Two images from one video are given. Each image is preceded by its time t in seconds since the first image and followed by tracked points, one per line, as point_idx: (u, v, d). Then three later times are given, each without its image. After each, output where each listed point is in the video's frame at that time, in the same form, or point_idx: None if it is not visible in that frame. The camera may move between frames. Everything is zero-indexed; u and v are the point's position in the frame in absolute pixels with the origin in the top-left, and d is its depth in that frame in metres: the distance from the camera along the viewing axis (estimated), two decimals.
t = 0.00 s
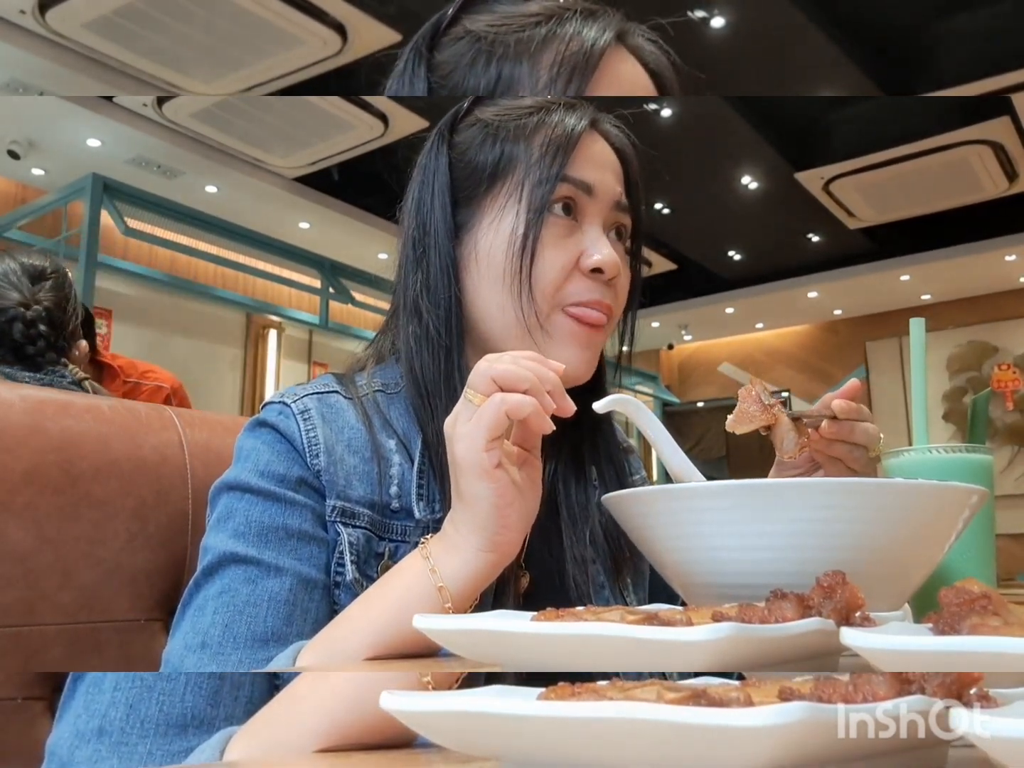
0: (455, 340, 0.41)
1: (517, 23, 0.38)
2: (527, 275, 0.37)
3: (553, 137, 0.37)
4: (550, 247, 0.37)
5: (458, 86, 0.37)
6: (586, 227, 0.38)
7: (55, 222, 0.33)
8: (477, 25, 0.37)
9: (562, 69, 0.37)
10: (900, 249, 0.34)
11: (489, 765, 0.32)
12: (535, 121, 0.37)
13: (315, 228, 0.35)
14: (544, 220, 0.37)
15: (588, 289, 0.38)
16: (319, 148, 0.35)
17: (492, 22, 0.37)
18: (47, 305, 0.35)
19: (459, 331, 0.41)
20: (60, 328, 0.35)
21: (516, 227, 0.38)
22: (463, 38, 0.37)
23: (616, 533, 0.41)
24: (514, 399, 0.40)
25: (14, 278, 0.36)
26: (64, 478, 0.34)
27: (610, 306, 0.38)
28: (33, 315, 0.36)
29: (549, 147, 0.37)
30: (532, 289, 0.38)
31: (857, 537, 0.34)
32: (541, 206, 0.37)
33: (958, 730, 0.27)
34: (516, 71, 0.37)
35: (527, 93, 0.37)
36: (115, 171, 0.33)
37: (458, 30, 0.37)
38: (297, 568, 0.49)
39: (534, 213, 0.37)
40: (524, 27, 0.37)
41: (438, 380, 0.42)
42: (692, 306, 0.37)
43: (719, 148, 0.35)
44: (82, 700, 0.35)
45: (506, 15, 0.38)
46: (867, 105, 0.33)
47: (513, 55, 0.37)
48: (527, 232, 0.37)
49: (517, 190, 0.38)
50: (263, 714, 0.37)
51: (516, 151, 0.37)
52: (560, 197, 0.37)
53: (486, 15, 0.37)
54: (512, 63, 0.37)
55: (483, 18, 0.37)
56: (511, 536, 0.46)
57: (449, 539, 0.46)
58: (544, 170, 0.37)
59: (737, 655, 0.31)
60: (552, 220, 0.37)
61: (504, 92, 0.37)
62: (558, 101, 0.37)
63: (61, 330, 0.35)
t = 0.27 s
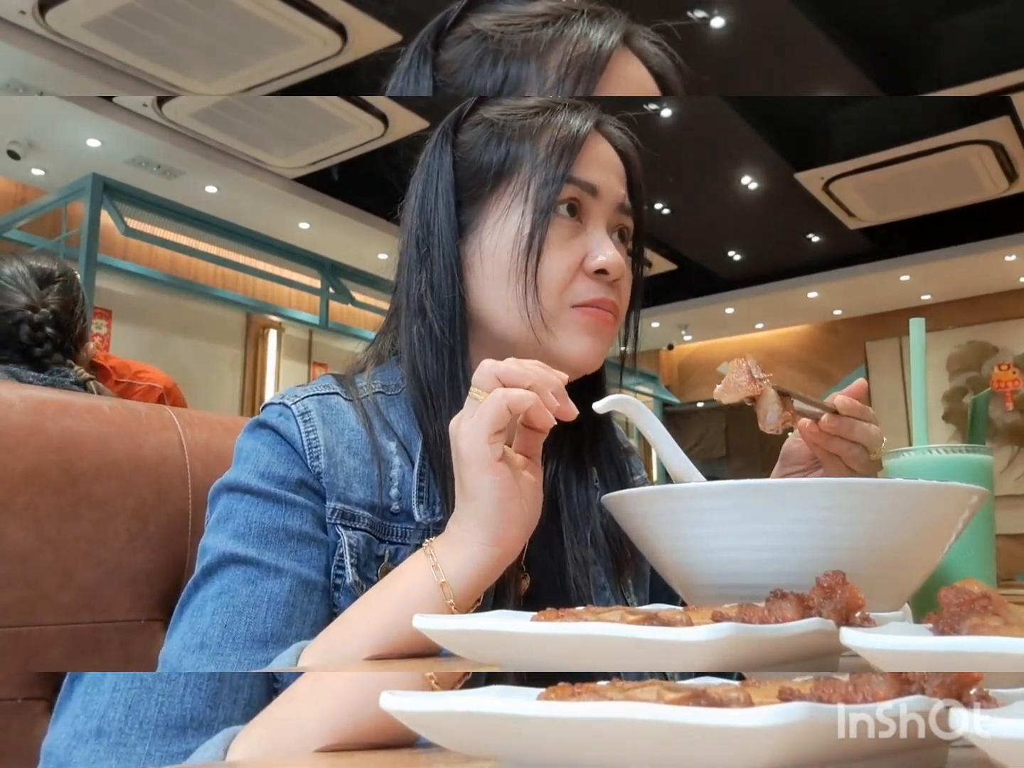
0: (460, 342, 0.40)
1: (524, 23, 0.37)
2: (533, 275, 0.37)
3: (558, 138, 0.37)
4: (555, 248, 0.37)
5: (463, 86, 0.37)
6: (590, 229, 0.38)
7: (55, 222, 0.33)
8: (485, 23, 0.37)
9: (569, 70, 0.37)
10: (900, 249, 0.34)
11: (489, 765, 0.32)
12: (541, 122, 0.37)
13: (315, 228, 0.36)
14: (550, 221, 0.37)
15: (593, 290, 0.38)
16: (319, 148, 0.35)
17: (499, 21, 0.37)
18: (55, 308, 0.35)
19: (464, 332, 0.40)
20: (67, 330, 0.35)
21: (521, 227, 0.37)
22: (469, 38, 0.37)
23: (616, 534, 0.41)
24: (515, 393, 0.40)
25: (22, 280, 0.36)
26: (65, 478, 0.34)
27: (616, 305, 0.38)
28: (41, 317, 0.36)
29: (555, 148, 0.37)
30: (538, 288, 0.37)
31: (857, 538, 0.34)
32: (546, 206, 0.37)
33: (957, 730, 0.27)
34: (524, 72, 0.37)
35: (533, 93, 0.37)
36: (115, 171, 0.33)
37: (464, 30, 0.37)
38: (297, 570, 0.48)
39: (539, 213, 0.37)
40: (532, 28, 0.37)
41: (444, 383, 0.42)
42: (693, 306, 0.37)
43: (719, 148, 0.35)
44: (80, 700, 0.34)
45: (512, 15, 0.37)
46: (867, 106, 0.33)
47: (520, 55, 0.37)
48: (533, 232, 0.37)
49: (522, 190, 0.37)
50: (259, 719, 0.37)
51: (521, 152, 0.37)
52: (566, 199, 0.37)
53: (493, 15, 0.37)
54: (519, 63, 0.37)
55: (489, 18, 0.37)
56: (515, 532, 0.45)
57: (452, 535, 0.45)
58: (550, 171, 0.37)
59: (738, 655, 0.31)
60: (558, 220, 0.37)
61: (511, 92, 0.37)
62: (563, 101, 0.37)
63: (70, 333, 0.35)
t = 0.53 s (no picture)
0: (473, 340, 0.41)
1: (537, 19, 0.37)
2: (551, 276, 0.38)
3: (572, 137, 0.37)
4: (574, 247, 0.38)
5: (475, 84, 0.37)
6: (604, 230, 0.38)
7: (55, 222, 0.33)
8: (500, 18, 0.37)
9: (588, 69, 0.37)
10: (899, 249, 0.34)
11: (490, 765, 0.32)
12: (555, 121, 0.38)
13: (315, 228, 0.36)
14: (568, 222, 0.38)
15: (608, 289, 0.38)
16: (319, 148, 0.35)
17: (510, 16, 0.37)
18: (47, 312, 0.35)
19: (478, 330, 0.41)
20: (57, 335, 0.35)
21: (539, 227, 0.38)
22: (481, 34, 0.37)
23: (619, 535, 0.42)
24: (519, 388, 0.42)
25: (17, 286, 0.36)
26: (64, 478, 0.34)
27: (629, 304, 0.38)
28: (33, 323, 0.36)
29: (568, 148, 0.38)
30: (557, 288, 0.38)
31: (858, 537, 0.34)
32: (563, 206, 0.38)
33: (957, 730, 0.27)
34: (541, 70, 0.37)
35: (550, 91, 0.37)
36: (115, 172, 0.33)
37: (473, 27, 0.36)
38: (297, 572, 0.49)
39: (556, 213, 0.38)
40: (547, 26, 0.37)
41: (453, 381, 0.42)
42: (692, 306, 0.37)
43: (720, 148, 0.35)
44: (76, 698, 0.34)
45: (525, 12, 0.37)
46: (867, 107, 0.33)
47: (538, 52, 0.37)
48: (551, 232, 0.38)
49: (538, 190, 0.38)
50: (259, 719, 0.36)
51: (535, 151, 0.38)
52: (583, 201, 0.38)
53: (504, 11, 0.37)
54: (535, 60, 0.37)
55: (501, 14, 0.37)
56: (519, 527, 0.46)
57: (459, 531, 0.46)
58: (564, 171, 0.38)
59: (737, 655, 0.31)
60: (574, 221, 0.38)
61: (528, 91, 0.37)
62: (576, 100, 0.37)
63: (60, 338, 0.35)
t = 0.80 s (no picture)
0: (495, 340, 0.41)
1: (561, 18, 0.38)
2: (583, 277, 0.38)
3: (593, 135, 0.38)
4: (602, 247, 0.38)
5: (498, 86, 0.37)
6: (630, 229, 0.38)
7: (55, 222, 0.33)
8: (524, 18, 0.37)
9: (618, 67, 0.37)
10: (897, 250, 0.34)
11: (489, 765, 0.32)
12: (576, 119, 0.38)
13: (315, 228, 0.36)
14: (595, 220, 0.38)
15: (635, 289, 0.38)
16: (319, 148, 0.35)
17: (533, 14, 0.37)
18: (20, 321, 0.35)
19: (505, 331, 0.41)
20: (34, 344, 0.35)
21: (568, 227, 0.38)
22: (504, 34, 0.37)
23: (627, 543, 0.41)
24: (523, 389, 0.43)
25: None
26: (64, 478, 0.34)
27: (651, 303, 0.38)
28: (4, 335, 0.35)
29: (591, 147, 0.38)
30: (588, 291, 0.38)
31: (858, 537, 0.34)
32: (589, 205, 0.38)
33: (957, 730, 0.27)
34: (571, 68, 0.37)
35: (581, 90, 0.38)
36: (115, 171, 0.33)
37: (497, 27, 0.37)
38: (303, 577, 0.48)
39: (583, 213, 0.38)
40: (572, 24, 0.37)
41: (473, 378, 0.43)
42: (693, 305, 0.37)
43: (720, 148, 0.35)
44: (80, 695, 0.35)
45: (550, 11, 0.38)
46: (872, 105, 0.32)
47: (568, 50, 0.37)
48: (581, 232, 0.38)
49: (563, 191, 0.39)
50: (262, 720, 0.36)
51: (557, 151, 0.39)
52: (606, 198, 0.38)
53: (526, 9, 0.37)
54: (563, 59, 0.37)
55: (524, 12, 0.37)
56: (523, 527, 0.45)
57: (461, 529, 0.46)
58: (588, 170, 0.39)
59: (737, 656, 0.31)
60: (602, 220, 0.38)
61: (559, 89, 0.38)
62: (593, 99, 0.38)
63: (37, 348, 0.34)
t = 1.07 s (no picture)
0: (508, 337, 0.43)
1: (571, 12, 0.38)
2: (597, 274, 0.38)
3: (602, 129, 0.37)
4: (615, 244, 0.38)
5: (506, 84, 0.38)
6: (642, 222, 0.38)
7: (55, 222, 0.33)
8: (534, 14, 0.37)
9: (631, 60, 0.37)
10: (897, 250, 0.34)
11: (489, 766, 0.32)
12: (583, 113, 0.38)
13: (315, 228, 0.36)
14: (605, 216, 0.39)
15: (651, 284, 0.39)
16: (319, 148, 0.35)
17: (543, 10, 0.37)
18: (10, 324, 0.35)
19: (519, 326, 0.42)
20: (25, 346, 0.35)
21: (580, 224, 0.39)
22: (512, 33, 0.37)
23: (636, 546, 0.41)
24: (525, 390, 0.43)
25: None
26: (64, 478, 0.34)
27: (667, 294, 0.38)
28: None
29: (600, 141, 0.38)
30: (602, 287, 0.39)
31: (858, 538, 0.34)
32: (602, 200, 0.39)
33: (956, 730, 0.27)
34: (583, 62, 0.37)
35: (593, 83, 0.37)
36: (115, 172, 0.33)
37: (505, 26, 0.37)
38: (308, 577, 0.48)
39: (596, 208, 0.39)
40: (583, 18, 0.37)
41: (484, 374, 0.45)
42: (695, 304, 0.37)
43: (721, 148, 0.35)
44: (84, 693, 0.35)
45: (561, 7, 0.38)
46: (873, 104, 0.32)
47: (579, 44, 0.37)
48: (592, 230, 0.39)
49: (573, 187, 0.40)
50: (265, 715, 0.38)
51: (567, 145, 0.39)
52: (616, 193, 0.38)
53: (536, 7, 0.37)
54: (575, 53, 0.37)
55: (535, 9, 0.37)
56: (523, 530, 0.45)
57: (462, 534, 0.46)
58: (599, 163, 0.39)
59: (738, 656, 0.31)
60: (612, 215, 0.38)
61: (572, 85, 0.37)
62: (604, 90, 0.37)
63: (28, 349, 0.35)
